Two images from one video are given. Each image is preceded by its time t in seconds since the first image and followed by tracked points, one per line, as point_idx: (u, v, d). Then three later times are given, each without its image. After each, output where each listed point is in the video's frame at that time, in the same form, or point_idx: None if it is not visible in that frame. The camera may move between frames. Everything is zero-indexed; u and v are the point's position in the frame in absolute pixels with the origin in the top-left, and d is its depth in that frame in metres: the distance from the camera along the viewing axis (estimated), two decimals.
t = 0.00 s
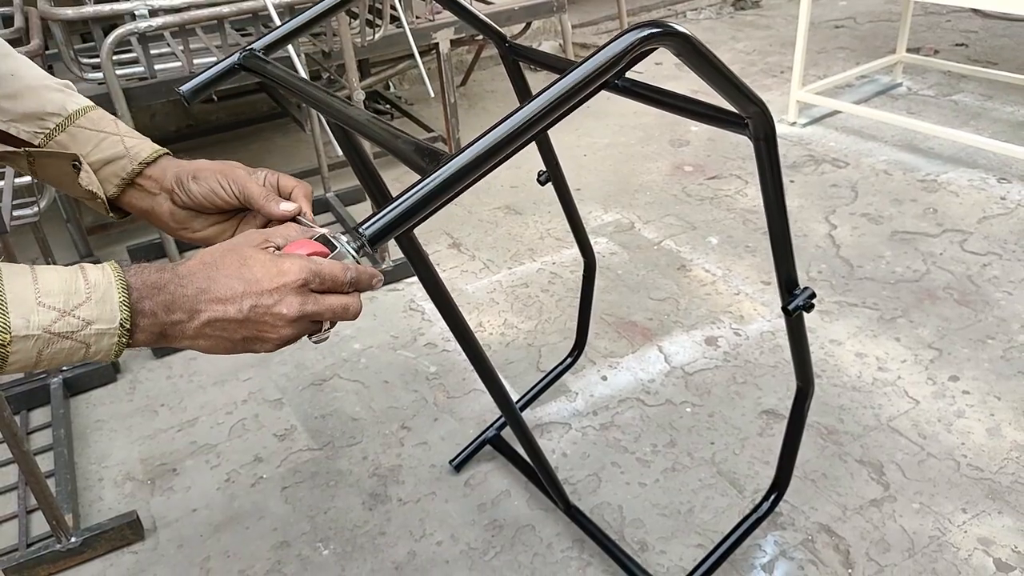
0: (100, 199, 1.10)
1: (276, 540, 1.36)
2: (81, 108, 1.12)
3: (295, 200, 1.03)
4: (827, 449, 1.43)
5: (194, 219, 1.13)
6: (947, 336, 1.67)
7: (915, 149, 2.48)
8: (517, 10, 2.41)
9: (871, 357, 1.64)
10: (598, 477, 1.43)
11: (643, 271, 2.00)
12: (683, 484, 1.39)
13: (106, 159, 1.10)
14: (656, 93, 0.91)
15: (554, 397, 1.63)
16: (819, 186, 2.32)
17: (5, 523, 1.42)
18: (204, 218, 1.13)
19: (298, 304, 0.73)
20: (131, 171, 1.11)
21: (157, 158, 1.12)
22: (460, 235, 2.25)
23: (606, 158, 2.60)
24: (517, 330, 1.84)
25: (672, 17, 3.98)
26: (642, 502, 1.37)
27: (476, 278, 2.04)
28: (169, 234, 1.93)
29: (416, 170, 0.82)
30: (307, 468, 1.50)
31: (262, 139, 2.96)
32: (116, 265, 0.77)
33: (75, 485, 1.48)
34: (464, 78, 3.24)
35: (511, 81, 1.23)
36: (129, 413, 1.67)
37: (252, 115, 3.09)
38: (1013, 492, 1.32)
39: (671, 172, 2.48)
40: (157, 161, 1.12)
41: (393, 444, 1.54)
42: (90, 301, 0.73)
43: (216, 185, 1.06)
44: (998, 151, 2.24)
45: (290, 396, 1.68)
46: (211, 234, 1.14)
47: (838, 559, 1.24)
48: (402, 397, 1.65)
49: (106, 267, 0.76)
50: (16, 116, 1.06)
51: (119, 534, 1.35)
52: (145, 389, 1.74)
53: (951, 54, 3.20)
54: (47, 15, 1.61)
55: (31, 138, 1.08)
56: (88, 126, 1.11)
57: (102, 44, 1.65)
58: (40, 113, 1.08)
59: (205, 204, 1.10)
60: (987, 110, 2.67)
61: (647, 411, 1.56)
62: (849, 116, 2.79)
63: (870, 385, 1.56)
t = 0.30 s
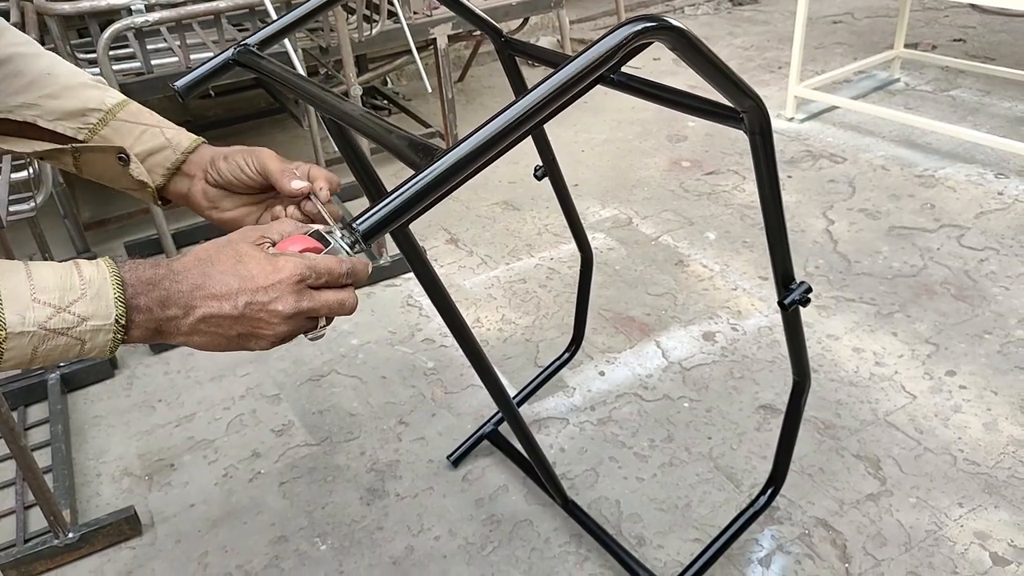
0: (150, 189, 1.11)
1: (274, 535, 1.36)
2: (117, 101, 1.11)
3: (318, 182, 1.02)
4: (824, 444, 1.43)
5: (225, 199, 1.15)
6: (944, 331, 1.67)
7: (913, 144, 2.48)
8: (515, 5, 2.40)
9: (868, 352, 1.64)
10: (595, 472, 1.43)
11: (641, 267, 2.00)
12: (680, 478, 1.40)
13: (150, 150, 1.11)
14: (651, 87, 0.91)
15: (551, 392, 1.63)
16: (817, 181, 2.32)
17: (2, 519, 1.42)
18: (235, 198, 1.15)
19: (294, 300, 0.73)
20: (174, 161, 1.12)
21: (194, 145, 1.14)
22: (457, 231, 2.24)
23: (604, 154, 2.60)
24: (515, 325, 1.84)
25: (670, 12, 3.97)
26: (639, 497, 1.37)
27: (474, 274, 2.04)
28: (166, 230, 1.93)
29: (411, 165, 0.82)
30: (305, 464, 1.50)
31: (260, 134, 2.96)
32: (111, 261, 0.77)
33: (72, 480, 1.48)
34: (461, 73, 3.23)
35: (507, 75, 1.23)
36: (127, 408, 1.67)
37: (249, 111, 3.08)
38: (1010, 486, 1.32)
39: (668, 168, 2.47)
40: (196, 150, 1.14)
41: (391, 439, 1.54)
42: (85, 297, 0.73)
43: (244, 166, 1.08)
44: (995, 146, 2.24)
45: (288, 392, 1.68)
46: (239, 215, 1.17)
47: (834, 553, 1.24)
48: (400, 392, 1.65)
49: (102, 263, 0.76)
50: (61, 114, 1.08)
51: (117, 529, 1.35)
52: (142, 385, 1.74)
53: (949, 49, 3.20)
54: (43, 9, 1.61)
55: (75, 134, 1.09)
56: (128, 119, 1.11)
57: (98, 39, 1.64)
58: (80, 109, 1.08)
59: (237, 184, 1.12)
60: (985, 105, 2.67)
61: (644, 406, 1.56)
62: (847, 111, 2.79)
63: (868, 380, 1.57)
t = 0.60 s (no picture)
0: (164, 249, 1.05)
1: (274, 532, 1.36)
2: (143, 166, 1.09)
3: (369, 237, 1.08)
4: (824, 442, 1.43)
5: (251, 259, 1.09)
6: (945, 330, 1.67)
7: (915, 143, 2.48)
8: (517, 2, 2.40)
9: (869, 350, 1.64)
10: (596, 469, 1.43)
11: (642, 265, 1.99)
12: (681, 476, 1.40)
13: (170, 213, 1.07)
14: (653, 84, 0.91)
15: (552, 390, 1.63)
16: (819, 180, 2.32)
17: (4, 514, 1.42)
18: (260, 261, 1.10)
19: (296, 297, 0.73)
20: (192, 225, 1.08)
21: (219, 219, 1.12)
22: (459, 228, 2.24)
23: (606, 151, 2.60)
24: (516, 322, 1.84)
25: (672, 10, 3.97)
26: (640, 494, 1.37)
27: (476, 271, 2.04)
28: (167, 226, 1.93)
29: (412, 162, 0.82)
30: (305, 460, 1.50)
31: (262, 131, 2.95)
32: (113, 258, 0.77)
33: (73, 476, 1.48)
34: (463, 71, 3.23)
35: (509, 72, 1.23)
36: (128, 404, 1.67)
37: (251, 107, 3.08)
38: (1011, 485, 1.32)
39: (670, 166, 2.47)
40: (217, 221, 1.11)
41: (392, 436, 1.54)
42: (90, 293, 0.73)
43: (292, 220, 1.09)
44: (997, 145, 2.24)
45: (289, 388, 1.68)
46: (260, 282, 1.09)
47: (835, 551, 1.24)
48: (401, 389, 1.65)
49: (104, 260, 0.76)
50: (84, 167, 1.04)
51: (118, 525, 1.35)
52: (144, 381, 1.74)
53: (951, 48, 3.19)
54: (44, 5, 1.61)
55: (96, 188, 1.05)
56: (153, 183, 1.09)
57: (100, 35, 1.64)
58: (106, 166, 1.06)
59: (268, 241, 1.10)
60: (987, 104, 2.67)
61: (645, 404, 1.56)
62: (849, 109, 2.79)
63: (869, 378, 1.57)
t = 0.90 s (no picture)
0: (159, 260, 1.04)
1: (274, 527, 1.36)
2: (140, 177, 1.09)
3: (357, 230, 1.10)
4: (824, 438, 1.43)
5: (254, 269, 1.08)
6: (945, 326, 1.67)
7: (915, 139, 2.47)
8: None
9: (869, 346, 1.64)
10: (595, 465, 1.43)
11: (642, 261, 1.99)
12: (680, 472, 1.40)
13: (165, 223, 1.07)
14: (652, 78, 0.90)
15: (552, 385, 1.63)
16: (819, 176, 2.32)
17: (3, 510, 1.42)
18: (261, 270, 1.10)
19: (292, 291, 0.73)
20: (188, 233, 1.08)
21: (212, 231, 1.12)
22: (458, 224, 2.24)
23: (605, 147, 2.59)
24: (516, 318, 1.84)
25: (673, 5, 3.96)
26: (639, 490, 1.37)
27: (475, 267, 2.04)
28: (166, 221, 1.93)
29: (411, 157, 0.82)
30: (305, 456, 1.50)
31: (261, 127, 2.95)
32: (109, 253, 0.77)
33: (73, 471, 1.48)
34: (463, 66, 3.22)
35: (509, 67, 1.23)
36: (128, 400, 1.67)
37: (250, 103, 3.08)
38: (1010, 481, 1.32)
39: (670, 162, 2.47)
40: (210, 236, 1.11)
41: (391, 432, 1.54)
42: (86, 287, 0.73)
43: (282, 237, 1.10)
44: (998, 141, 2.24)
45: (288, 384, 1.68)
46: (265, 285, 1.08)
47: (834, 546, 1.24)
48: (400, 385, 1.65)
49: (101, 255, 0.76)
50: (80, 177, 1.04)
51: (117, 520, 1.35)
52: (143, 377, 1.74)
53: (952, 44, 3.19)
54: None
55: (91, 199, 1.05)
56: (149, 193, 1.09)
57: (99, 30, 1.63)
58: (102, 177, 1.05)
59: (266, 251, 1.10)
60: (988, 100, 2.67)
61: (644, 399, 1.56)
62: (849, 105, 2.78)
63: (868, 374, 1.57)
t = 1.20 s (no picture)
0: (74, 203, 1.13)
1: (273, 528, 1.36)
2: (34, 111, 1.14)
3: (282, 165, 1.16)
4: (824, 438, 1.43)
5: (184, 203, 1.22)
6: (945, 326, 1.67)
7: (914, 139, 2.47)
8: None
9: (869, 347, 1.64)
10: (595, 465, 1.43)
11: (642, 261, 1.99)
12: (680, 472, 1.40)
13: (71, 159, 1.14)
14: (653, 78, 0.90)
15: (551, 386, 1.63)
16: (819, 176, 2.32)
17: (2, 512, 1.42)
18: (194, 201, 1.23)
19: (295, 290, 0.73)
20: (99, 167, 1.16)
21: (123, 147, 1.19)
22: (458, 224, 2.24)
23: (605, 147, 2.59)
24: (516, 319, 1.84)
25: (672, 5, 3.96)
26: (639, 490, 1.37)
27: (475, 267, 2.04)
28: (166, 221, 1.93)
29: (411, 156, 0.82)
30: (304, 457, 1.50)
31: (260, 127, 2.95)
32: (113, 253, 0.77)
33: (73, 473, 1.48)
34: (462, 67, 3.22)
35: (509, 67, 1.22)
36: (127, 401, 1.67)
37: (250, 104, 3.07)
38: (1009, 481, 1.32)
39: (670, 162, 2.47)
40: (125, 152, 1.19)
41: (391, 432, 1.54)
42: (90, 287, 0.73)
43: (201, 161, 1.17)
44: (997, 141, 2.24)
45: (288, 385, 1.68)
46: (204, 217, 1.23)
47: (834, 547, 1.24)
48: (400, 386, 1.65)
49: (104, 255, 0.76)
50: None
51: (117, 522, 1.35)
52: (143, 378, 1.74)
53: (951, 44, 3.19)
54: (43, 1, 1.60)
55: None
56: (47, 128, 1.14)
57: (98, 31, 1.63)
58: None
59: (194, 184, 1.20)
60: (987, 100, 2.67)
61: (644, 400, 1.56)
62: (849, 105, 2.78)
63: (868, 374, 1.57)
